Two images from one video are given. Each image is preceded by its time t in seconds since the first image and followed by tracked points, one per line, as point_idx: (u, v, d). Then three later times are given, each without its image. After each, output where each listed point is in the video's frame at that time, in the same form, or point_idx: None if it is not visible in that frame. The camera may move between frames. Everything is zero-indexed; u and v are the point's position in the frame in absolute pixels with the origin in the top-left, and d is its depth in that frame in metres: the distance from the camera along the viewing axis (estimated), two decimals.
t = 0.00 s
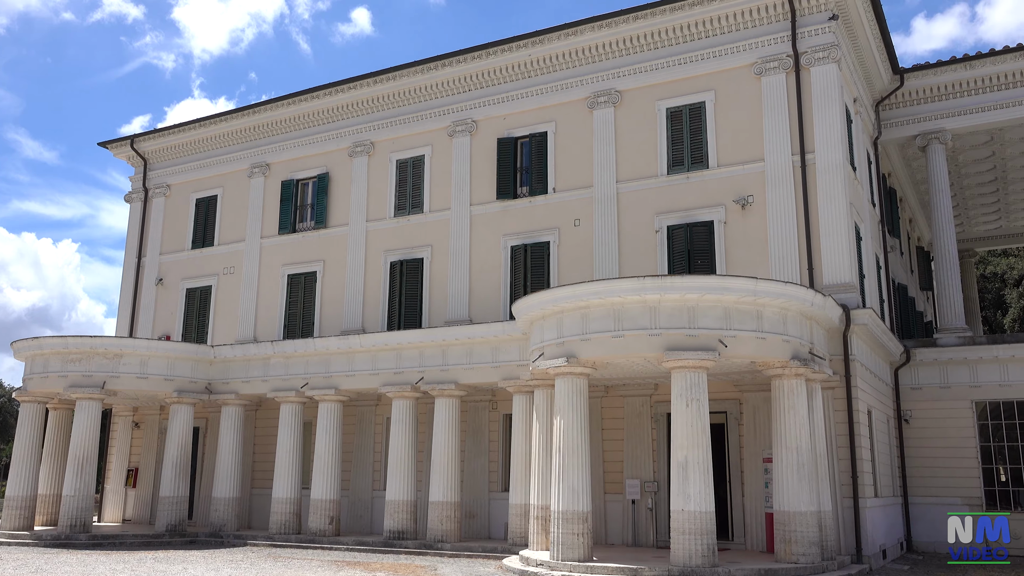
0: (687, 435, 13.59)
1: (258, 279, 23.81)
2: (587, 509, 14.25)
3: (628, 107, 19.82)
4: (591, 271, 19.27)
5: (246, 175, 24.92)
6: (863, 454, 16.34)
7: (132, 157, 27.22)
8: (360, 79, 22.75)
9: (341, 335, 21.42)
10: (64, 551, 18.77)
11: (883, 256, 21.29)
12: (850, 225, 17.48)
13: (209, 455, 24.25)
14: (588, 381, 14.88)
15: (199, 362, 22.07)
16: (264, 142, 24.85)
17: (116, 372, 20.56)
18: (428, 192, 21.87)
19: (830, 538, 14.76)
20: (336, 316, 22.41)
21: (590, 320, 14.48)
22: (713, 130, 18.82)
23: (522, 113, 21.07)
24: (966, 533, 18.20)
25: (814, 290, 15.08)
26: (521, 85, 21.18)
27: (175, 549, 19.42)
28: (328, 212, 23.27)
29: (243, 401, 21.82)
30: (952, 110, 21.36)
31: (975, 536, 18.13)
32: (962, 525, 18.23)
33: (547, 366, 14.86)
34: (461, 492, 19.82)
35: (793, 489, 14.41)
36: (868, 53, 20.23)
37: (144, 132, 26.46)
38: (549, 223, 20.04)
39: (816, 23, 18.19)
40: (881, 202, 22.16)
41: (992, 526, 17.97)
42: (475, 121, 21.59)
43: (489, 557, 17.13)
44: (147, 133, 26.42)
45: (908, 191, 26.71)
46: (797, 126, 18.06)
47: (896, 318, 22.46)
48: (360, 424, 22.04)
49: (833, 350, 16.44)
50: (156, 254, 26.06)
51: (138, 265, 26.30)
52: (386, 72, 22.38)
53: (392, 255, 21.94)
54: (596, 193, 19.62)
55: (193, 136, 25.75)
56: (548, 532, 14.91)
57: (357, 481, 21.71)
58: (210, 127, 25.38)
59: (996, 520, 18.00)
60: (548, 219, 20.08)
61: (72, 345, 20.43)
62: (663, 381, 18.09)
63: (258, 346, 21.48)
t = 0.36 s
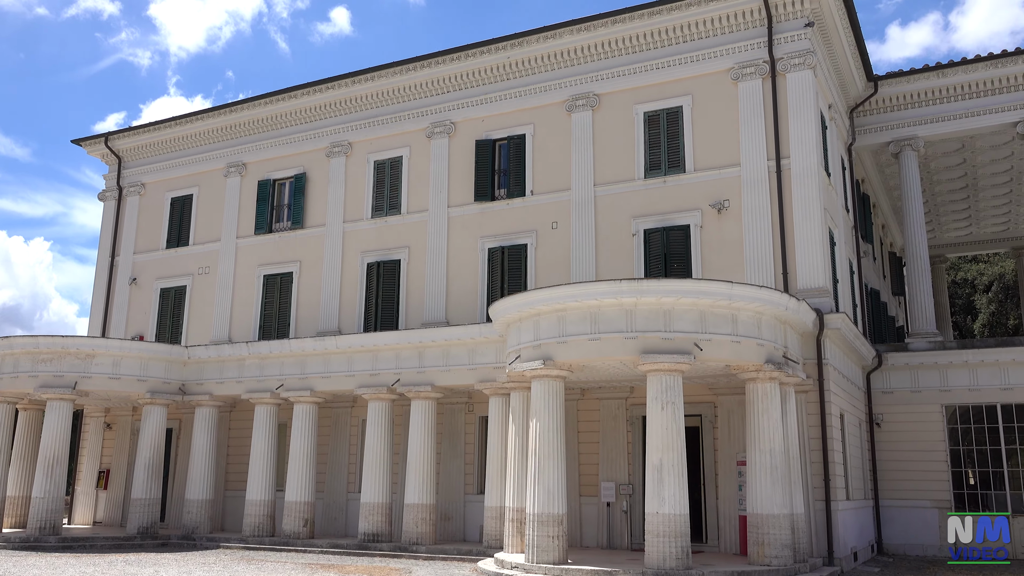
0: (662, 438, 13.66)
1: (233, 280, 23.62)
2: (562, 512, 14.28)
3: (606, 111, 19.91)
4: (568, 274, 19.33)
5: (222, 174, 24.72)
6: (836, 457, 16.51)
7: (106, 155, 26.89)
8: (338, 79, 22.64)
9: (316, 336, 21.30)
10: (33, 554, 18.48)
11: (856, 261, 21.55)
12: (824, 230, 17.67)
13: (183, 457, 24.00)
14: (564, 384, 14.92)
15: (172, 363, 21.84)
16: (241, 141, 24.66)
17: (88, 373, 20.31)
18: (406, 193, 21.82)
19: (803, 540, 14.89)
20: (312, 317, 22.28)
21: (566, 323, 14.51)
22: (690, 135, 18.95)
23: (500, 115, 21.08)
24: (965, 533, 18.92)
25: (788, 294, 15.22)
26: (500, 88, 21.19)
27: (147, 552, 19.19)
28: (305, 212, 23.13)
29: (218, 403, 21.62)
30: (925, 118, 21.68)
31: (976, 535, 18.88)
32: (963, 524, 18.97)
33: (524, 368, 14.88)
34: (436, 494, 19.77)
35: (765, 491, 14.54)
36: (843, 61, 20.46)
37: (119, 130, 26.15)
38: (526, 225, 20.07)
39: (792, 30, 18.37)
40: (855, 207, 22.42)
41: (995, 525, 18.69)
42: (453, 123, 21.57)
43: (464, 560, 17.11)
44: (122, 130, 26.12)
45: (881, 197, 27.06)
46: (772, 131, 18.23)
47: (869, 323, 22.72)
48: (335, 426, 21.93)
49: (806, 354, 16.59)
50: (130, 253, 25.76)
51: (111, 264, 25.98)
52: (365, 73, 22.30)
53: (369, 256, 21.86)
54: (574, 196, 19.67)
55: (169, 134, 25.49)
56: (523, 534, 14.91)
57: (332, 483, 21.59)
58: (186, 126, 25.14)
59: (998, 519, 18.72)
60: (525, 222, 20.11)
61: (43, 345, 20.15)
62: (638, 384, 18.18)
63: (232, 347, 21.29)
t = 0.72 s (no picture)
0: (637, 440, 13.72)
1: (208, 279, 23.41)
2: (537, 514, 14.29)
3: (584, 114, 19.98)
4: (545, 276, 19.37)
5: (198, 172, 24.50)
6: (808, 459, 16.68)
7: (79, 152, 26.55)
8: (315, 78, 22.53)
9: (291, 336, 21.17)
10: None
11: (830, 265, 21.79)
12: (798, 235, 17.85)
13: (154, 457, 23.73)
14: (540, 386, 14.94)
15: (145, 362, 21.59)
16: (217, 139, 24.46)
17: (58, 372, 20.06)
18: (383, 194, 21.75)
19: (775, 542, 15.02)
20: (288, 317, 22.14)
21: (543, 325, 14.54)
22: (667, 138, 19.07)
23: (478, 116, 21.09)
24: (964, 535, 19.17)
25: (762, 297, 15.36)
26: (479, 89, 21.19)
27: (116, 554, 18.95)
28: (281, 212, 22.97)
29: (190, 403, 21.41)
30: (898, 125, 21.97)
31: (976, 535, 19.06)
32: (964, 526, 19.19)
33: (499, 370, 14.88)
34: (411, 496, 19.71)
35: (739, 493, 14.64)
36: (819, 67, 20.69)
37: (92, 127, 25.83)
38: (504, 227, 20.09)
39: (768, 36, 18.55)
40: (829, 212, 22.68)
41: (995, 524, 18.82)
42: (431, 123, 21.55)
43: (438, 562, 17.07)
44: (95, 127, 25.81)
45: (855, 203, 27.40)
46: (748, 136, 18.39)
47: (842, 327, 22.98)
48: (310, 427, 21.80)
49: (780, 358, 16.75)
50: (102, 251, 25.45)
51: (83, 262, 25.65)
52: (343, 72, 22.21)
53: (345, 256, 21.76)
54: (551, 198, 19.72)
55: (144, 132, 25.23)
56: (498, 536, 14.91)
57: (306, 484, 21.45)
58: (161, 123, 24.89)
59: (999, 518, 18.83)
60: (503, 223, 20.13)
61: (12, 344, 19.86)
62: (614, 386, 18.24)
63: (206, 347, 21.10)
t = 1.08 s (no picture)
0: (611, 440, 13.78)
1: (181, 276, 23.17)
2: (511, 513, 14.30)
3: (562, 114, 20.03)
4: (522, 276, 19.39)
5: (172, 168, 24.23)
6: (780, 460, 16.84)
7: (50, 145, 26.16)
8: (292, 74, 22.38)
9: (265, 334, 21.00)
10: None
11: (803, 268, 22.02)
12: (772, 237, 18.01)
13: (125, 455, 23.43)
14: (515, 385, 14.96)
15: (116, 359, 21.32)
16: (191, 134, 24.21)
17: (27, 369, 19.77)
18: (359, 191, 21.65)
19: (746, 541, 15.15)
20: (262, 314, 21.97)
21: (518, 324, 14.55)
22: (644, 140, 19.17)
23: (456, 115, 21.06)
24: (964, 535, 19.18)
25: (736, 298, 15.48)
26: (457, 88, 21.17)
27: (84, 553, 18.69)
28: (256, 208, 22.77)
29: (162, 401, 21.17)
30: (871, 130, 22.24)
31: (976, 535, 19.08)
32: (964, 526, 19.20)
33: (475, 369, 14.88)
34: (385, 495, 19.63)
35: (711, 493, 14.75)
36: (794, 71, 20.90)
37: (64, 120, 25.46)
38: (481, 226, 20.09)
39: (745, 39, 18.70)
40: (802, 215, 22.92)
41: (995, 525, 18.87)
42: (409, 121, 21.48)
43: (411, 561, 17.03)
44: (67, 120, 25.43)
45: (828, 206, 27.72)
46: (724, 139, 18.52)
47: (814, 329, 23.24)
48: (283, 425, 21.65)
49: (753, 359, 16.90)
50: (73, 246, 25.09)
51: (54, 257, 25.27)
52: (320, 69, 22.07)
53: (321, 254, 21.63)
54: (529, 198, 19.75)
55: (117, 126, 24.90)
56: (471, 535, 14.91)
57: (279, 483, 21.30)
58: (135, 117, 24.58)
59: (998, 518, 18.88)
60: (480, 222, 20.12)
61: None
62: (589, 386, 18.29)
63: (179, 344, 20.87)
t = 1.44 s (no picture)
0: (585, 436, 13.81)
1: (153, 269, 22.88)
2: (484, 509, 14.29)
3: (539, 110, 20.02)
4: (497, 272, 19.36)
5: (144, 159, 23.91)
6: (752, 456, 16.98)
7: (20, 134, 25.70)
8: (268, 66, 22.16)
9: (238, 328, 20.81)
10: None
11: (777, 266, 22.21)
12: (747, 236, 18.14)
13: (94, 450, 23.11)
14: (490, 381, 14.93)
15: (85, 353, 21.03)
16: (165, 125, 23.89)
17: None
18: (335, 186, 21.50)
19: (718, 537, 15.26)
20: (235, 308, 21.76)
21: (494, 320, 14.54)
22: (621, 137, 19.22)
23: (433, 110, 20.97)
24: (964, 534, 19.08)
25: (711, 296, 15.57)
26: (434, 83, 21.08)
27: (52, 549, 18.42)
28: (230, 201, 22.53)
29: (132, 395, 20.90)
30: (845, 130, 22.47)
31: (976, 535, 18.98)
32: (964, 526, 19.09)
33: (450, 365, 14.84)
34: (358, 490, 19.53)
35: (684, 489, 14.84)
36: (770, 71, 21.05)
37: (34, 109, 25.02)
38: (457, 222, 20.04)
39: (722, 39, 18.79)
40: (776, 214, 23.10)
41: (995, 524, 18.78)
42: (385, 116, 21.36)
43: (384, 556, 16.97)
44: (37, 110, 25.00)
45: (802, 205, 27.97)
46: (700, 137, 18.61)
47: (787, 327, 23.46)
48: (256, 421, 21.47)
49: (727, 356, 17.01)
50: (43, 238, 24.69)
51: (22, 248, 24.84)
52: (296, 61, 21.88)
53: (295, 248, 21.45)
54: (505, 194, 19.72)
55: (88, 116, 24.51)
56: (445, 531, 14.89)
57: (251, 478, 21.13)
58: (107, 107, 24.21)
59: (998, 518, 18.80)
60: (456, 218, 20.07)
61: None
62: (564, 383, 18.31)
63: (150, 337, 20.62)
